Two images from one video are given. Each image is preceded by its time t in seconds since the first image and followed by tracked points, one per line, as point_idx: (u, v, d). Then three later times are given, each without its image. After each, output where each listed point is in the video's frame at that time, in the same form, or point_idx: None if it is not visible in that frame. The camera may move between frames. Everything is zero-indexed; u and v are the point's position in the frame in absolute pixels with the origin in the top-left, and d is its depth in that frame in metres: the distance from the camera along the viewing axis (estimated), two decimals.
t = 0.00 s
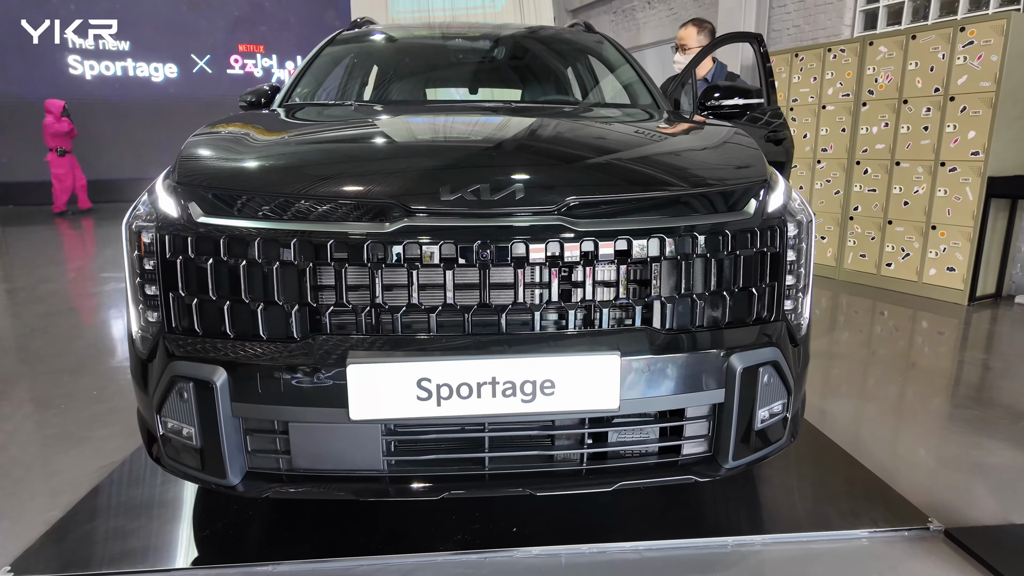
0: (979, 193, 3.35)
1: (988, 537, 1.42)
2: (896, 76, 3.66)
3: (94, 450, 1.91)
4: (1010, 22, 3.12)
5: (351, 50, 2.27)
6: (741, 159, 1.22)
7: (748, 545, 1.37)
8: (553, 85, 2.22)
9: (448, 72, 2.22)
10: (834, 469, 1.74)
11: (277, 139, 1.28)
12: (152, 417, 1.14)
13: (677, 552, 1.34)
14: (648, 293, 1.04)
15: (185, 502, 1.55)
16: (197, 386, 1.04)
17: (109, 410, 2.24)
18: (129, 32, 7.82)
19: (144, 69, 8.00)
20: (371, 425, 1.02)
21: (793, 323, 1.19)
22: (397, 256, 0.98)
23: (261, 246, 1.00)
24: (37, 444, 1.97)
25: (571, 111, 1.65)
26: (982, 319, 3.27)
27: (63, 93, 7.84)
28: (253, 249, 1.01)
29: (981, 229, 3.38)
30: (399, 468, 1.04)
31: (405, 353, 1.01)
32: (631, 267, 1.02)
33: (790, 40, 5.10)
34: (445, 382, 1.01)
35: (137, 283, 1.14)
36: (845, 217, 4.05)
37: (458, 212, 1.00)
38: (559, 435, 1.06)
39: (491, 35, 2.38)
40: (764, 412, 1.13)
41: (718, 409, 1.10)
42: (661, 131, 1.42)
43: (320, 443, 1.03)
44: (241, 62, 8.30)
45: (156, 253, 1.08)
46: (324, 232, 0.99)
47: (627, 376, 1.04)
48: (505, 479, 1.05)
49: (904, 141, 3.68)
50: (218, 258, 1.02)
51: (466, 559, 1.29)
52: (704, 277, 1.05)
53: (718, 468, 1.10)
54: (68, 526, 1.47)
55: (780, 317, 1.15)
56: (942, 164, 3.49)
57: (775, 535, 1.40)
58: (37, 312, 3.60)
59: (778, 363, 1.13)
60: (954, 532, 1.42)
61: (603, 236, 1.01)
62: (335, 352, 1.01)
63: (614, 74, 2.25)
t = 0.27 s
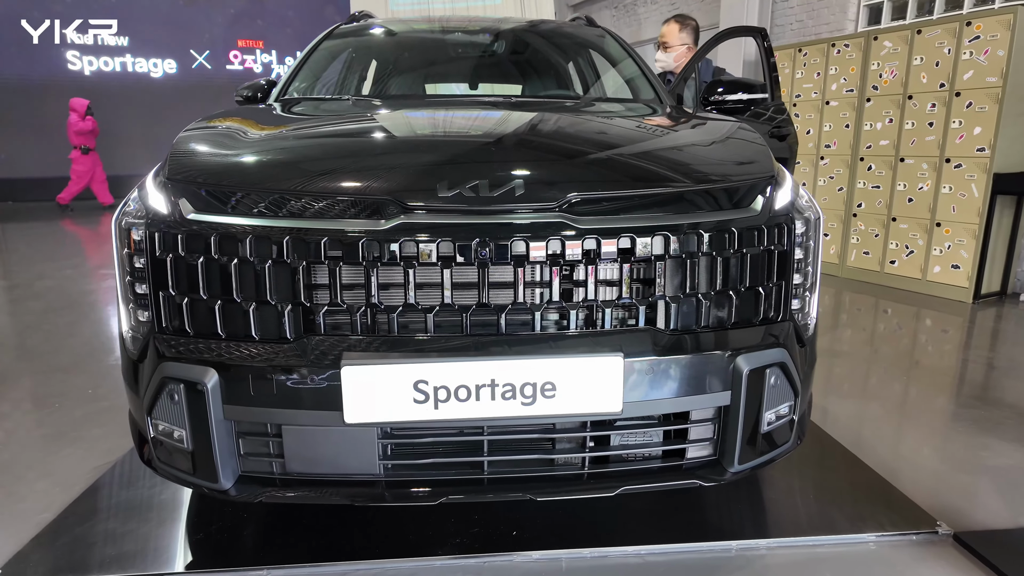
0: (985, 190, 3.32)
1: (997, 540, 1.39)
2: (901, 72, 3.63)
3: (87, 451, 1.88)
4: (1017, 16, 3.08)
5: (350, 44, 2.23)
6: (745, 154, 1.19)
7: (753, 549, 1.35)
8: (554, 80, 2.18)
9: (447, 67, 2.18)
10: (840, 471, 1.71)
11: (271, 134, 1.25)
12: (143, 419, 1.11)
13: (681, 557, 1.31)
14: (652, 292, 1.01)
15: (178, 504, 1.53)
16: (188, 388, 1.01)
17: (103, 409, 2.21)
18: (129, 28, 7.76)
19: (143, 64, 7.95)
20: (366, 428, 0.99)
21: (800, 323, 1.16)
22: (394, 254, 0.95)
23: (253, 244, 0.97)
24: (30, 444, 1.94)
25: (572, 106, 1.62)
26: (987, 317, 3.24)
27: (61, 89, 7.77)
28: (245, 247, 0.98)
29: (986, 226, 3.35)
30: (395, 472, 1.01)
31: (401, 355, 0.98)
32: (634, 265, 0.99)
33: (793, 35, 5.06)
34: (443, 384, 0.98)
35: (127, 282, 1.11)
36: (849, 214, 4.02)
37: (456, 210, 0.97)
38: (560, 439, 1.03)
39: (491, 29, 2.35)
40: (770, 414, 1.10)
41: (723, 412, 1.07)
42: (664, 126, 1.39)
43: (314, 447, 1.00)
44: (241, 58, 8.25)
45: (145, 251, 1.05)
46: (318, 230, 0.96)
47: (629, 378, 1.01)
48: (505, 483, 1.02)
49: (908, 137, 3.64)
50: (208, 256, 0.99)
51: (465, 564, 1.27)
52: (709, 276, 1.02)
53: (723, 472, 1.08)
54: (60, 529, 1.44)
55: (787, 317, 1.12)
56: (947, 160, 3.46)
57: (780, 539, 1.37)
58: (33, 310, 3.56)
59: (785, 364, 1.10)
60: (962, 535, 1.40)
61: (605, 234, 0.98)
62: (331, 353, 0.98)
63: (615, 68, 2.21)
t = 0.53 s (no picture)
0: (992, 188, 3.28)
1: (1011, 547, 1.36)
2: (907, 68, 3.59)
3: (83, 452, 1.85)
4: None
5: (350, 39, 2.20)
6: (753, 151, 1.15)
7: (761, 555, 1.32)
8: (557, 76, 2.15)
9: (449, 62, 2.15)
10: (849, 474, 1.68)
11: (268, 129, 1.22)
12: (136, 422, 1.08)
13: (687, 563, 1.28)
14: (660, 293, 0.97)
15: (174, 508, 1.50)
16: (182, 392, 0.98)
17: (100, 409, 2.18)
18: (128, 25, 7.67)
19: (143, 62, 7.89)
20: (365, 434, 0.96)
21: (812, 324, 1.12)
22: (394, 254, 0.92)
23: (248, 243, 0.94)
24: (26, 444, 1.91)
25: (576, 102, 1.59)
26: (994, 316, 3.21)
27: (61, 86, 7.73)
28: (240, 246, 0.95)
29: (993, 225, 3.31)
30: (395, 479, 0.98)
31: (402, 358, 0.95)
32: (642, 265, 0.96)
33: (798, 31, 5.01)
34: (445, 389, 0.95)
35: (120, 282, 1.08)
36: (854, 212, 3.99)
37: (458, 208, 0.94)
38: (566, 445, 1.00)
39: (493, 24, 2.32)
40: (781, 419, 1.07)
41: (734, 416, 1.04)
42: (669, 122, 1.36)
43: (311, 452, 0.97)
44: (241, 55, 8.14)
45: (138, 250, 1.01)
46: (316, 229, 0.93)
47: (637, 381, 0.98)
48: (509, 490, 0.99)
49: (914, 134, 3.61)
50: (202, 256, 0.96)
51: (467, 571, 1.24)
52: (718, 276, 0.99)
53: (733, 478, 1.04)
54: (53, 534, 1.41)
55: (798, 318, 1.08)
56: (954, 158, 3.42)
57: (789, 545, 1.35)
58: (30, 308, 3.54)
59: (797, 368, 1.06)
60: (976, 542, 1.36)
61: (612, 233, 0.94)
62: (329, 356, 0.95)
63: (619, 64, 2.18)
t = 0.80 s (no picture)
0: (1000, 186, 3.24)
1: None
2: (914, 65, 3.55)
3: (78, 457, 1.81)
4: None
5: (349, 35, 2.16)
6: (761, 148, 1.11)
7: (771, 564, 1.28)
8: (559, 72, 2.11)
9: (450, 58, 2.11)
10: (861, 480, 1.66)
11: (265, 126, 1.18)
12: (128, 428, 1.05)
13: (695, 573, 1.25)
14: (670, 296, 0.94)
15: (169, 515, 1.46)
16: (175, 398, 0.94)
17: (96, 411, 2.14)
18: (128, 23, 7.67)
19: (143, 59, 7.82)
20: (365, 442, 0.93)
21: (826, 328, 1.09)
22: (394, 256, 0.89)
23: (243, 244, 0.91)
24: (19, 447, 1.87)
25: (580, 98, 1.55)
26: (1002, 316, 3.17)
27: (61, 84, 7.69)
28: (235, 247, 0.91)
29: (1002, 224, 3.27)
30: (395, 488, 0.95)
31: (403, 364, 0.91)
32: (652, 266, 0.93)
33: (802, 28, 4.97)
34: (447, 395, 0.92)
35: (111, 284, 1.04)
36: (859, 211, 3.95)
37: (461, 208, 0.90)
38: (572, 453, 0.97)
39: (494, 20, 2.28)
40: (795, 425, 1.04)
41: (746, 423, 1.00)
42: (673, 119, 1.32)
43: (308, 461, 0.94)
44: (241, 53, 8.10)
45: (130, 251, 0.98)
46: (313, 230, 0.89)
47: (646, 387, 0.94)
48: (513, 500, 0.96)
49: (921, 132, 3.57)
50: (196, 257, 0.93)
51: None
52: (729, 278, 0.96)
53: (745, 487, 1.01)
54: (45, 542, 1.37)
55: (812, 321, 1.05)
56: (962, 156, 3.38)
57: (801, 554, 1.31)
58: (28, 308, 3.51)
59: (811, 373, 1.03)
60: (993, 550, 1.33)
61: (622, 233, 0.91)
62: (328, 361, 0.92)
63: (623, 60, 2.14)
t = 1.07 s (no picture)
0: (1008, 185, 3.20)
1: None
2: (920, 63, 3.52)
3: (76, 460, 1.78)
4: None
5: (350, 31, 2.13)
6: (768, 145, 1.08)
7: (782, 573, 1.25)
8: (562, 69, 2.07)
9: (452, 55, 2.08)
10: (874, 485, 1.63)
11: (263, 123, 1.15)
12: (121, 435, 1.01)
13: None
14: (681, 298, 0.90)
15: (166, 521, 1.43)
16: (169, 405, 0.91)
17: (94, 412, 2.11)
18: (128, 22, 7.63)
19: (142, 58, 7.78)
20: (364, 450, 0.90)
21: (840, 331, 1.06)
22: (395, 257, 0.85)
23: (239, 245, 0.88)
24: (15, 450, 1.84)
25: (585, 95, 1.52)
26: (1010, 317, 3.14)
27: (61, 84, 7.66)
28: (230, 248, 0.88)
29: (1009, 223, 3.24)
30: (396, 498, 0.92)
31: (404, 370, 0.88)
32: (663, 268, 0.89)
33: (806, 26, 4.93)
34: (451, 402, 0.89)
35: (104, 286, 1.01)
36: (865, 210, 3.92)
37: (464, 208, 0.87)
38: (579, 461, 0.93)
39: (496, 16, 2.24)
40: (809, 432, 1.00)
41: (759, 430, 0.97)
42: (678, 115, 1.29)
43: (307, 469, 0.90)
44: (241, 53, 8.04)
45: (122, 252, 0.95)
46: (310, 231, 0.86)
47: (657, 393, 0.91)
48: (518, 510, 0.92)
49: (928, 131, 3.53)
50: (190, 259, 0.90)
51: None
52: (740, 281, 0.92)
53: (757, 496, 0.98)
54: (38, 550, 1.34)
55: (827, 325, 1.02)
56: (969, 155, 3.34)
57: (812, 563, 1.28)
58: (27, 307, 3.48)
59: (826, 378, 1.00)
60: (1009, 559, 1.30)
61: (631, 234, 0.88)
62: (327, 366, 0.89)
63: (628, 56, 2.11)
